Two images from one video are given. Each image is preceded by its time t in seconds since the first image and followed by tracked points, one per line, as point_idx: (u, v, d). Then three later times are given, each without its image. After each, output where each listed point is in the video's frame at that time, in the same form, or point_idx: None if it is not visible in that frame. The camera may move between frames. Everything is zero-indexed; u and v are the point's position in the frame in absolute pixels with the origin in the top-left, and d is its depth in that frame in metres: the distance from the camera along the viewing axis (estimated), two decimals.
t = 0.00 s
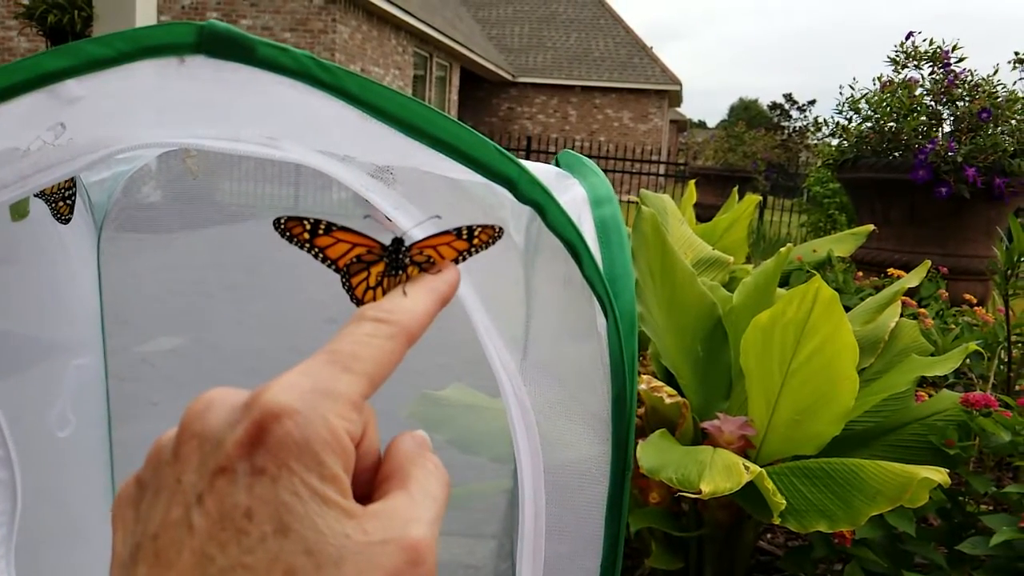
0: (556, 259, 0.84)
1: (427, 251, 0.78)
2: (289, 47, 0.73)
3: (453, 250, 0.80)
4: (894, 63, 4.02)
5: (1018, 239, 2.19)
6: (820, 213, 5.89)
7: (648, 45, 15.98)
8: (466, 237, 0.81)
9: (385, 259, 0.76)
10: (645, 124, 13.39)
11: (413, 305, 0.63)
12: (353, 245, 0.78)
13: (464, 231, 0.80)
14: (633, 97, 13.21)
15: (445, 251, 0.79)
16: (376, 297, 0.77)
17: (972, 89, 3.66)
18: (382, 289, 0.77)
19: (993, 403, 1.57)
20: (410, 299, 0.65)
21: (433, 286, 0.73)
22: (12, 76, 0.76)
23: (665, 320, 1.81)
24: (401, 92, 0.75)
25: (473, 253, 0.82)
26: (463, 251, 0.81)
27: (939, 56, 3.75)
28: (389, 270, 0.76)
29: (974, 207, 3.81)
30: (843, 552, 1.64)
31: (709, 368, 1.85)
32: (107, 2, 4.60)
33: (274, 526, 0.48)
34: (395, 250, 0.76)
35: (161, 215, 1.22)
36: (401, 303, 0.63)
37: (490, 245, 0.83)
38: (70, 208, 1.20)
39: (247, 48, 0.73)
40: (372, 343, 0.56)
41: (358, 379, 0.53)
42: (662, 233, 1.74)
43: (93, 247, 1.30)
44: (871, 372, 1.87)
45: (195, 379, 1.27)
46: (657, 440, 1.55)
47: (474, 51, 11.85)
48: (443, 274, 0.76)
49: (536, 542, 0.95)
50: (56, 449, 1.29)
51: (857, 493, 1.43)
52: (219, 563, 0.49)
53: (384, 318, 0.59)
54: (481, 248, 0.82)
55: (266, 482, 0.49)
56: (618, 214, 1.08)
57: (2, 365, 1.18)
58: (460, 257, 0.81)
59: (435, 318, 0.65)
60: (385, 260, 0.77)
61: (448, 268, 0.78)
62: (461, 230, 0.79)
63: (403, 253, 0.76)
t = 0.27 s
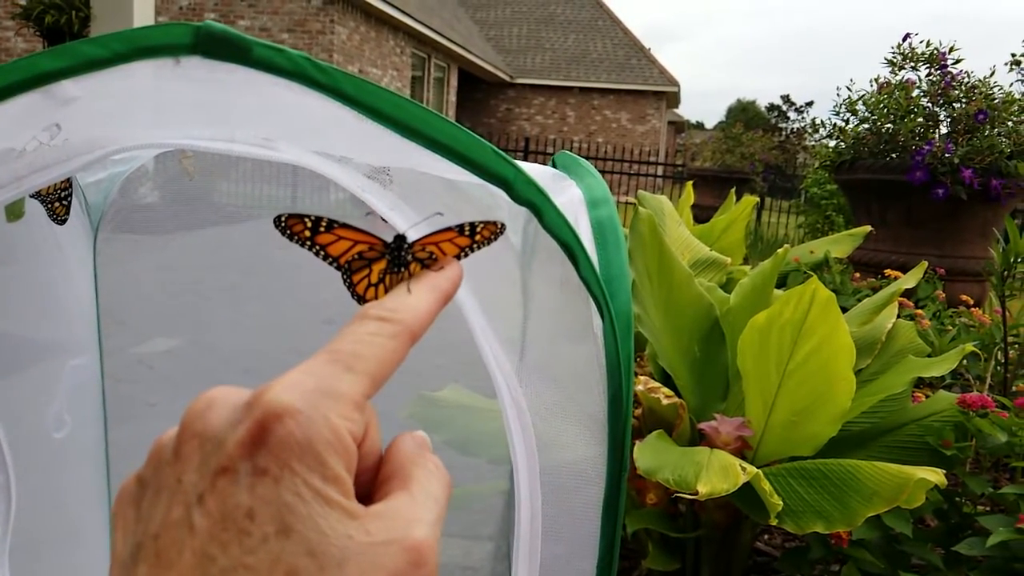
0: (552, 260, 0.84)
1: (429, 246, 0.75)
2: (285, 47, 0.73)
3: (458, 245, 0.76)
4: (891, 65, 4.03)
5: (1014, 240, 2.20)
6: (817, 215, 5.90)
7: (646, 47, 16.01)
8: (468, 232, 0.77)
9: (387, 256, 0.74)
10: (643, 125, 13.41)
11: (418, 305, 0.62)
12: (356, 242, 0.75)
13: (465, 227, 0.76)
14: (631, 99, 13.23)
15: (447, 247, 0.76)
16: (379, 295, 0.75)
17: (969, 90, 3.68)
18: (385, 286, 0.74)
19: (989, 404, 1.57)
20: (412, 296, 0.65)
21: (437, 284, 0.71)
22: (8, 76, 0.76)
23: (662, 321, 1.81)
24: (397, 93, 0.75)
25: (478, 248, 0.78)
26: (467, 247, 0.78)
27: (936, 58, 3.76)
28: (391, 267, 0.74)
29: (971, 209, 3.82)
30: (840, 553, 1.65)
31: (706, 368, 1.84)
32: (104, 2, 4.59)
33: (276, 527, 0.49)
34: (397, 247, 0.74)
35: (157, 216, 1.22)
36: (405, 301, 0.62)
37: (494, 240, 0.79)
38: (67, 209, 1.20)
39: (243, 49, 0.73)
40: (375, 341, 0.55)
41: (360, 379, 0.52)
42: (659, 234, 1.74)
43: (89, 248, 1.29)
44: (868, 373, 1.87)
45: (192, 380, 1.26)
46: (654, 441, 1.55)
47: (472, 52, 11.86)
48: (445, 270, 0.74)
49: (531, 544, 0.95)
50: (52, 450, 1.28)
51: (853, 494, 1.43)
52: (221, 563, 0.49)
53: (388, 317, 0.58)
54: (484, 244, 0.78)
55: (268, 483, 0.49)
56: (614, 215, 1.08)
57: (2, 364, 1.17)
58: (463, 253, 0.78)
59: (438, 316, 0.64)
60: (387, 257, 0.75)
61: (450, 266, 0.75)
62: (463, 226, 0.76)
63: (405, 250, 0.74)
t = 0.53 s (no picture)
0: (548, 260, 0.83)
1: (431, 244, 0.76)
2: (280, 49, 0.73)
3: (458, 242, 0.77)
4: (887, 66, 4.04)
5: (1009, 241, 2.21)
6: (814, 216, 5.92)
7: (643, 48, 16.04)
8: (469, 230, 0.78)
9: (389, 254, 0.75)
10: (639, 126, 13.43)
11: (419, 304, 0.62)
12: (357, 238, 0.77)
13: (466, 226, 0.77)
14: (627, 100, 13.25)
15: (448, 245, 0.77)
16: (379, 292, 0.75)
17: (965, 92, 3.70)
18: (386, 283, 0.75)
19: (984, 405, 1.58)
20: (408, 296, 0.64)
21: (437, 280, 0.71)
22: (5, 76, 0.76)
23: (658, 322, 1.81)
24: (391, 94, 0.75)
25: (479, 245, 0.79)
26: (467, 245, 0.79)
27: (932, 59, 3.77)
28: (393, 265, 0.75)
29: (967, 210, 3.82)
30: (836, 554, 1.65)
31: (702, 369, 1.85)
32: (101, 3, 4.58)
33: (277, 528, 0.48)
34: (399, 245, 0.75)
35: (153, 217, 1.21)
36: (407, 300, 0.62)
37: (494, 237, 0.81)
38: (60, 211, 1.19)
39: (238, 50, 0.72)
40: (377, 341, 0.55)
41: (361, 379, 0.52)
42: (655, 235, 1.75)
43: (84, 249, 1.28)
44: (863, 374, 1.88)
45: (189, 382, 1.26)
46: (650, 442, 1.56)
47: (469, 53, 11.86)
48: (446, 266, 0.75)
49: (527, 545, 0.96)
50: (45, 451, 1.30)
51: (849, 495, 1.44)
52: (222, 564, 0.49)
53: (389, 316, 0.58)
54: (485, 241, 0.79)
55: (269, 484, 0.48)
56: (609, 216, 1.08)
57: None
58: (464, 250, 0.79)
59: (440, 315, 0.64)
60: (388, 255, 0.75)
61: (452, 262, 0.75)
62: (464, 224, 0.77)
63: (406, 247, 0.74)
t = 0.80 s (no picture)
0: (544, 262, 0.83)
1: (433, 243, 0.75)
2: (274, 52, 0.72)
3: (460, 242, 0.77)
4: (883, 67, 4.05)
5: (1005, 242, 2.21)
6: (811, 216, 5.93)
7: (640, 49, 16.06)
8: (472, 228, 0.77)
9: (392, 253, 0.75)
10: (637, 127, 13.44)
11: (421, 302, 0.62)
12: (359, 237, 0.77)
13: (470, 224, 0.76)
14: (625, 101, 13.27)
15: (451, 244, 0.77)
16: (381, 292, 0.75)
17: (961, 93, 3.70)
18: (388, 283, 0.74)
19: (981, 406, 1.57)
20: (409, 293, 0.65)
21: (440, 280, 0.70)
22: (3, 79, 0.76)
23: (655, 323, 1.80)
24: (385, 96, 0.74)
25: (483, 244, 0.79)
26: (469, 244, 0.78)
27: (928, 60, 3.78)
28: (395, 264, 0.74)
29: (963, 211, 3.83)
30: (833, 555, 1.65)
31: (699, 370, 1.85)
32: (98, 5, 4.57)
33: (279, 530, 0.48)
34: (401, 244, 0.74)
35: (150, 219, 1.20)
36: (409, 301, 0.62)
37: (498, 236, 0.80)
38: (55, 212, 1.19)
39: (232, 53, 0.72)
40: (378, 340, 0.55)
41: (364, 380, 0.52)
42: (651, 236, 1.75)
43: (79, 250, 1.28)
44: (860, 375, 1.88)
45: (186, 384, 1.25)
46: (648, 443, 1.56)
47: (466, 55, 11.86)
48: (450, 266, 0.74)
49: (522, 546, 0.96)
50: (39, 455, 1.29)
51: (845, 496, 1.44)
52: (223, 566, 0.49)
53: (391, 316, 0.58)
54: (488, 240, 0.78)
55: (271, 485, 0.48)
56: (604, 218, 1.07)
57: None
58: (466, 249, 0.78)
59: (443, 314, 0.64)
60: (391, 254, 0.75)
61: (454, 262, 0.75)
62: (467, 222, 0.76)
63: (409, 247, 0.74)
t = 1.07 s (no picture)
0: (541, 265, 0.84)
1: (436, 242, 0.75)
2: (269, 55, 0.72)
3: (463, 240, 0.76)
4: (880, 68, 4.06)
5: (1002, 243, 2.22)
6: (808, 217, 5.93)
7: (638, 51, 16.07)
8: (474, 227, 0.77)
9: (394, 253, 0.74)
10: (635, 128, 13.45)
11: (423, 302, 0.62)
12: (362, 237, 0.75)
13: (472, 222, 0.74)
14: (623, 103, 13.27)
15: (454, 242, 0.76)
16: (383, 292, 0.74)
17: (958, 94, 3.70)
18: (390, 283, 0.74)
19: (978, 406, 1.58)
20: (411, 293, 0.64)
21: (444, 279, 0.71)
22: None
23: (654, 325, 1.80)
24: (379, 99, 0.74)
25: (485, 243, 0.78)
26: (473, 242, 0.77)
27: (925, 61, 3.79)
28: (398, 264, 0.74)
29: (960, 212, 3.83)
30: (831, 556, 1.65)
31: (696, 371, 1.86)
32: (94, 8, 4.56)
33: (281, 532, 0.48)
34: (404, 244, 0.74)
35: (148, 221, 1.20)
36: (412, 299, 0.62)
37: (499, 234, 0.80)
38: (52, 215, 1.20)
39: (227, 56, 0.72)
40: (382, 341, 0.55)
41: (368, 380, 0.52)
42: (648, 239, 1.75)
43: (75, 253, 1.28)
44: (857, 377, 1.88)
45: (183, 386, 1.25)
46: (645, 446, 1.56)
47: (464, 56, 11.85)
48: (453, 264, 0.74)
49: (519, 547, 0.96)
50: (36, 458, 1.28)
51: (842, 497, 1.44)
52: (225, 567, 0.49)
53: (394, 316, 0.57)
54: (491, 238, 0.78)
55: (273, 486, 0.48)
56: (600, 221, 1.07)
57: None
58: (469, 248, 0.78)
59: (446, 313, 0.64)
60: (393, 254, 0.75)
61: (458, 262, 0.75)
62: (469, 221, 0.74)
63: (412, 247, 0.74)
